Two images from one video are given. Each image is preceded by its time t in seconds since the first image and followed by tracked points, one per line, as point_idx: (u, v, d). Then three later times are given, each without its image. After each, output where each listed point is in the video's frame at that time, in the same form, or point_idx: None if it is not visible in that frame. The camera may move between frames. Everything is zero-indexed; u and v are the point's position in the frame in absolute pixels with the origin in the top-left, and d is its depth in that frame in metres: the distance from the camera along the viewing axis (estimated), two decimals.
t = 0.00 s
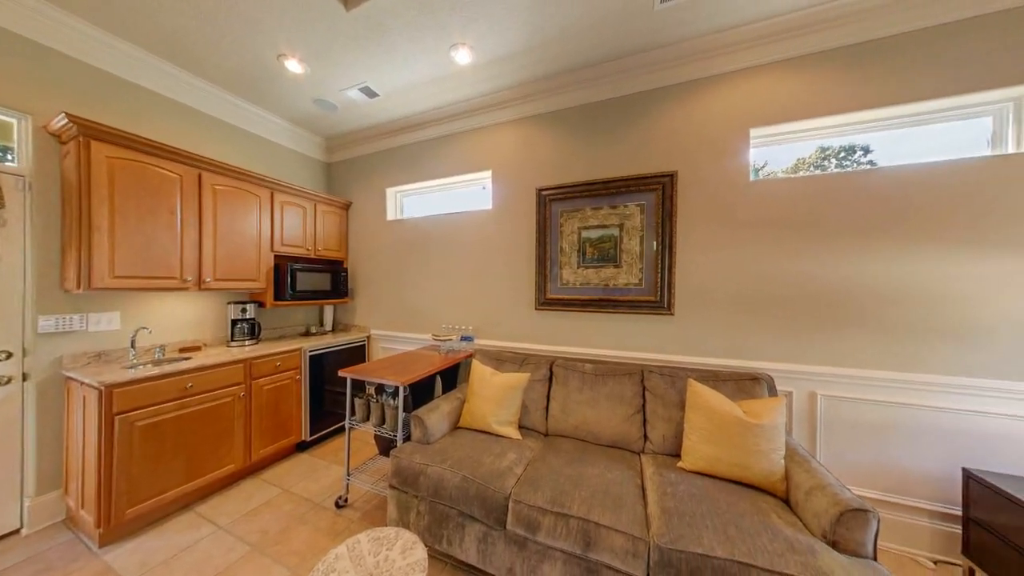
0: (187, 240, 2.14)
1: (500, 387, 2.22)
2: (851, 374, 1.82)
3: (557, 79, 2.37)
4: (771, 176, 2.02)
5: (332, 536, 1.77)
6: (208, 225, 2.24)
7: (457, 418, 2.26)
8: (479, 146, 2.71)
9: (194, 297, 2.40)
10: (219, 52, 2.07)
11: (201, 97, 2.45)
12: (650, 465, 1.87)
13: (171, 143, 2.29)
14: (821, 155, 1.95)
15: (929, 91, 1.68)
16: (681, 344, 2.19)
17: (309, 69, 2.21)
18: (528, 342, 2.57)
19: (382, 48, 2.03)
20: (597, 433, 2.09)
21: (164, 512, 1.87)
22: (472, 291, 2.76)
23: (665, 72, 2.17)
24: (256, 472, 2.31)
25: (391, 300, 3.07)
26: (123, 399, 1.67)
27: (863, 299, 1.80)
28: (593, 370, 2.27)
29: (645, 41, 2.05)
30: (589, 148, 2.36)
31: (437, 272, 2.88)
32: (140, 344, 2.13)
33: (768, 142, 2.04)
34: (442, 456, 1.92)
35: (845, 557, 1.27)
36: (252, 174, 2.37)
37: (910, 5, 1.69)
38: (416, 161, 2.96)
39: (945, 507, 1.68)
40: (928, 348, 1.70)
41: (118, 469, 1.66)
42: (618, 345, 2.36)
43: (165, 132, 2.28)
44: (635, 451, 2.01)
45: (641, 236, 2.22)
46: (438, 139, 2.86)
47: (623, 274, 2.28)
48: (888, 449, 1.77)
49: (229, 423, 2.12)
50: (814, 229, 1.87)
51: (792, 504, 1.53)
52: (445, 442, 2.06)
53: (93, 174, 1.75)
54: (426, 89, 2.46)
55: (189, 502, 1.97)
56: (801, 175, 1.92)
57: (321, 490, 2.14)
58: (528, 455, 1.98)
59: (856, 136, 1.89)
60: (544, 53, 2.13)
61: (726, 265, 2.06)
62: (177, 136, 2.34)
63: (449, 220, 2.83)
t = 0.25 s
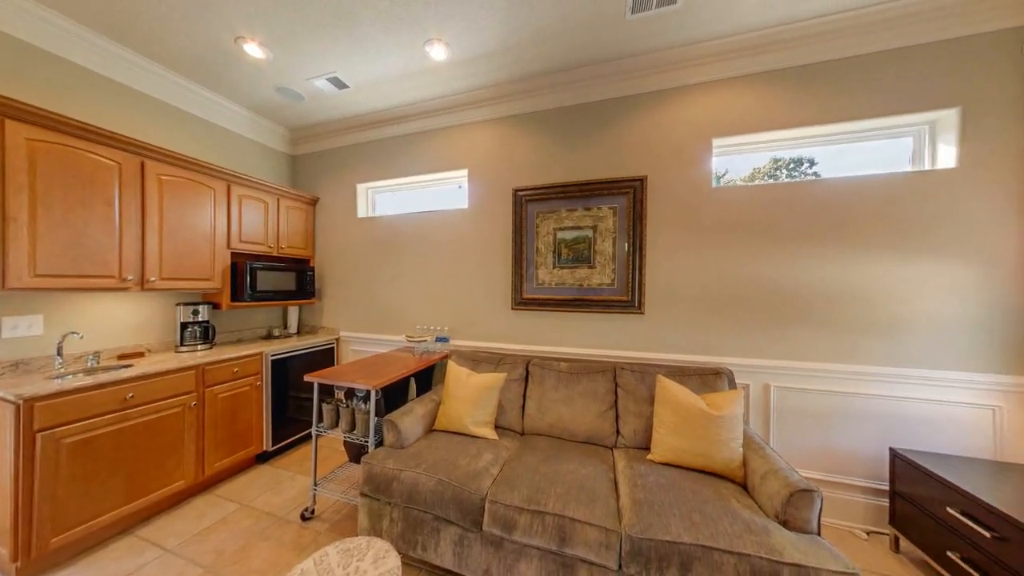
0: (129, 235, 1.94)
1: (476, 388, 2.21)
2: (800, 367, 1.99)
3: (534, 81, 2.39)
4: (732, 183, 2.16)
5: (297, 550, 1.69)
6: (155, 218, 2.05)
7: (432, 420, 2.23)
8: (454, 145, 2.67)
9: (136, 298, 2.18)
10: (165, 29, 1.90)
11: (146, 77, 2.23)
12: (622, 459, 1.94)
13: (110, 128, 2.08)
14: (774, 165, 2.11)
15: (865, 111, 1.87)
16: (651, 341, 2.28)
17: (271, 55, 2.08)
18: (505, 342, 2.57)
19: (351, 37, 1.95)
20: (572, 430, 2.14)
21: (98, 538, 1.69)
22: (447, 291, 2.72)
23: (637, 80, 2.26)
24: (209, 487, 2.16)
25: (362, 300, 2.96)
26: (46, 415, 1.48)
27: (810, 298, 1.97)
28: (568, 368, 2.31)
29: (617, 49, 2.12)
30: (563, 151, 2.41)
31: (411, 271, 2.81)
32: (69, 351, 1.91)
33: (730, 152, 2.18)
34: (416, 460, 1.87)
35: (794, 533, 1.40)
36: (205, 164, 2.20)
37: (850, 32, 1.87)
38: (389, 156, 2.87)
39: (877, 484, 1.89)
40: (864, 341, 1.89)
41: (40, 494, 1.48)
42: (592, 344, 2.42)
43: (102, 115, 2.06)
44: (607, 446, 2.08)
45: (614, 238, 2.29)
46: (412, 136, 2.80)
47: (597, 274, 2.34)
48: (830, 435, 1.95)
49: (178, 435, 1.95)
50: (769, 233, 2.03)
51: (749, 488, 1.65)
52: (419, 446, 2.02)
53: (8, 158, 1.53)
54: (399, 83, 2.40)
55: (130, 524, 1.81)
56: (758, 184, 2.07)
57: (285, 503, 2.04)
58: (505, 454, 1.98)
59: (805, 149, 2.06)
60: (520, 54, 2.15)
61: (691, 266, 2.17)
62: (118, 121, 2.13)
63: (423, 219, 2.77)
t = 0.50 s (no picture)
0: (64, 229, 1.74)
1: (454, 390, 2.19)
2: (760, 362, 2.13)
3: (511, 82, 2.40)
4: (699, 188, 2.28)
5: (262, 566, 1.60)
6: (94, 212, 1.86)
7: (408, 424, 2.19)
8: (430, 142, 2.62)
9: (71, 300, 1.98)
10: (106, 2, 1.72)
11: (84, 56, 2.03)
12: (598, 454, 2.00)
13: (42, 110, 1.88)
14: (738, 173, 2.25)
15: (816, 125, 2.04)
16: (625, 339, 2.36)
17: (232, 39, 1.96)
18: (483, 342, 2.56)
19: (321, 26, 1.87)
20: (550, 428, 2.17)
21: (26, 567, 1.53)
22: (423, 291, 2.67)
23: (612, 86, 2.32)
24: (159, 504, 2.01)
25: (333, 301, 2.85)
26: None
27: (769, 298, 2.12)
28: (546, 367, 2.34)
29: (593, 55, 2.17)
30: (541, 152, 2.43)
31: (385, 271, 2.73)
32: None
33: (698, 158, 2.29)
34: (392, 465, 1.82)
35: (755, 517, 1.50)
36: (155, 152, 2.03)
37: (803, 51, 2.03)
38: (363, 152, 2.78)
39: (825, 467, 2.06)
40: (815, 337, 2.05)
41: None
42: (569, 342, 2.46)
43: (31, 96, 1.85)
44: (584, 443, 2.13)
45: (590, 239, 2.35)
46: (386, 132, 2.72)
47: (573, 274, 2.38)
48: (786, 424, 2.11)
49: (123, 450, 1.80)
50: (732, 237, 2.16)
51: (715, 477, 1.76)
52: (394, 450, 1.97)
53: None
54: (373, 76, 2.33)
55: (66, 549, 1.65)
56: (723, 190, 2.20)
57: (248, 518, 1.93)
58: (483, 455, 1.98)
59: (764, 159, 2.21)
60: (497, 54, 2.15)
61: (663, 267, 2.27)
62: (52, 102, 1.92)
63: (397, 217, 2.70)
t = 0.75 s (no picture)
0: None
1: (429, 392, 2.16)
2: (721, 357, 2.27)
3: (488, 81, 2.40)
4: (668, 193, 2.39)
5: None
6: (9, 199, 1.63)
7: (380, 429, 2.13)
8: (403, 138, 2.56)
9: None
10: None
11: (5, 26, 1.79)
12: (573, 451, 2.04)
13: None
14: (702, 179, 2.39)
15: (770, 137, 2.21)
16: (598, 338, 2.43)
17: (182, 16, 1.81)
18: (458, 342, 2.53)
19: (284, 9, 1.77)
20: (526, 426, 2.20)
21: None
22: (396, 291, 2.60)
23: (586, 91, 2.38)
24: (93, 529, 1.80)
25: (298, 302, 2.70)
26: None
27: (729, 297, 2.26)
28: (522, 367, 2.36)
29: (568, 59, 2.22)
30: (516, 153, 2.45)
31: (355, 270, 2.63)
32: None
33: (666, 164, 2.40)
34: (363, 472, 1.75)
35: (717, 503, 1.60)
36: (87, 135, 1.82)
37: (759, 68, 2.19)
38: (331, 145, 2.67)
39: (777, 453, 2.24)
40: (769, 333, 2.23)
41: None
42: (544, 342, 2.50)
43: None
44: (559, 440, 2.18)
45: (564, 240, 2.39)
46: (357, 126, 2.62)
47: (549, 275, 2.41)
48: (744, 414, 2.27)
49: (48, 470, 1.61)
50: (697, 240, 2.29)
51: (681, 467, 1.85)
52: (365, 456, 1.90)
53: None
54: (342, 66, 2.24)
55: None
56: (688, 195, 2.32)
57: (201, 537, 1.78)
58: (459, 457, 1.96)
59: (725, 167, 2.36)
60: (473, 52, 2.13)
61: (633, 269, 2.36)
62: None
63: (368, 215, 2.60)
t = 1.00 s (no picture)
0: None
1: (405, 395, 2.11)
2: (690, 354, 2.39)
3: (465, 79, 2.38)
4: (641, 197, 2.48)
5: None
6: None
7: (352, 434, 2.05)
8: (377, 133, 2.49)
9: None
10: None
11: None
12: (551, 449, 2.07)
13: None
14: (672, 184, 2.50)
15: (733, 147, 2.36)
16: (575, 337, 2.47)
17: None
18: (435, 344, 2.49)
19: None
20: (504, 426, 2.21)
21: None
22: (369, 291, 2.52)
23: (563, 95, 2.42)
24: (18, 560, 1.61)
25: (262, 303, 2.56)
26: None
27: (697, 296, 2.39)
28: (500, 367, 2.36)
29: (546, 62, 2.25)
30: (495, 153, 2.45)
31: (326, 270, 2.53)
32: None
33: (640, 169, 2.49)
34: (334, 480, 1.68)
35: (686, 492, 1.68)
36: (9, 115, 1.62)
37: (723, 81, 2.33)
38: (299, 137, 2.54)
39: (740, 442, 2.39)
40: (733, 330, 2.37)
41: None
42: (521, 341, 2.51)
43: None
44: (537, 438, 2.20)
45: (542, 241, 2.42)
46: (328, 119, 2.52)
47: (527, 275, 2.43)
48: (710, 407, 2.40)
49: None
50: (667, 242, 2.39)
51: (653, 460, 1.93)
52: (336, 463, 1.82)
53: None
54: (311, 55, 2.15)
55: None
56: (660, 199, 2.42)
57: (150, 560, 1.64)
58: (436, 460, 1.93)
59: (693, 173, 2.49)
60: (451, 49, 2.11)
61: (608, 270, 2.43)
62: None
63: (340, 212, 2.52)
